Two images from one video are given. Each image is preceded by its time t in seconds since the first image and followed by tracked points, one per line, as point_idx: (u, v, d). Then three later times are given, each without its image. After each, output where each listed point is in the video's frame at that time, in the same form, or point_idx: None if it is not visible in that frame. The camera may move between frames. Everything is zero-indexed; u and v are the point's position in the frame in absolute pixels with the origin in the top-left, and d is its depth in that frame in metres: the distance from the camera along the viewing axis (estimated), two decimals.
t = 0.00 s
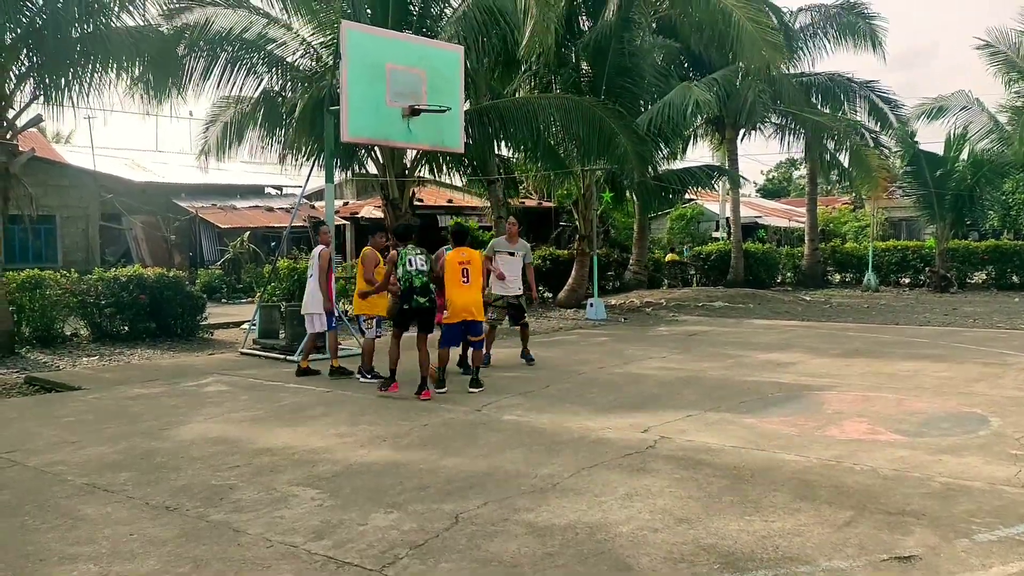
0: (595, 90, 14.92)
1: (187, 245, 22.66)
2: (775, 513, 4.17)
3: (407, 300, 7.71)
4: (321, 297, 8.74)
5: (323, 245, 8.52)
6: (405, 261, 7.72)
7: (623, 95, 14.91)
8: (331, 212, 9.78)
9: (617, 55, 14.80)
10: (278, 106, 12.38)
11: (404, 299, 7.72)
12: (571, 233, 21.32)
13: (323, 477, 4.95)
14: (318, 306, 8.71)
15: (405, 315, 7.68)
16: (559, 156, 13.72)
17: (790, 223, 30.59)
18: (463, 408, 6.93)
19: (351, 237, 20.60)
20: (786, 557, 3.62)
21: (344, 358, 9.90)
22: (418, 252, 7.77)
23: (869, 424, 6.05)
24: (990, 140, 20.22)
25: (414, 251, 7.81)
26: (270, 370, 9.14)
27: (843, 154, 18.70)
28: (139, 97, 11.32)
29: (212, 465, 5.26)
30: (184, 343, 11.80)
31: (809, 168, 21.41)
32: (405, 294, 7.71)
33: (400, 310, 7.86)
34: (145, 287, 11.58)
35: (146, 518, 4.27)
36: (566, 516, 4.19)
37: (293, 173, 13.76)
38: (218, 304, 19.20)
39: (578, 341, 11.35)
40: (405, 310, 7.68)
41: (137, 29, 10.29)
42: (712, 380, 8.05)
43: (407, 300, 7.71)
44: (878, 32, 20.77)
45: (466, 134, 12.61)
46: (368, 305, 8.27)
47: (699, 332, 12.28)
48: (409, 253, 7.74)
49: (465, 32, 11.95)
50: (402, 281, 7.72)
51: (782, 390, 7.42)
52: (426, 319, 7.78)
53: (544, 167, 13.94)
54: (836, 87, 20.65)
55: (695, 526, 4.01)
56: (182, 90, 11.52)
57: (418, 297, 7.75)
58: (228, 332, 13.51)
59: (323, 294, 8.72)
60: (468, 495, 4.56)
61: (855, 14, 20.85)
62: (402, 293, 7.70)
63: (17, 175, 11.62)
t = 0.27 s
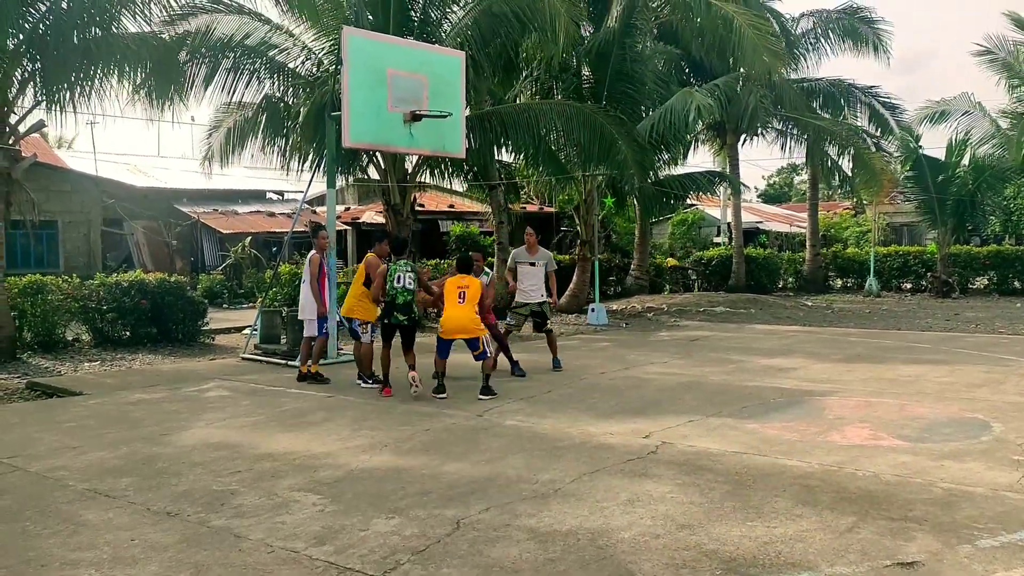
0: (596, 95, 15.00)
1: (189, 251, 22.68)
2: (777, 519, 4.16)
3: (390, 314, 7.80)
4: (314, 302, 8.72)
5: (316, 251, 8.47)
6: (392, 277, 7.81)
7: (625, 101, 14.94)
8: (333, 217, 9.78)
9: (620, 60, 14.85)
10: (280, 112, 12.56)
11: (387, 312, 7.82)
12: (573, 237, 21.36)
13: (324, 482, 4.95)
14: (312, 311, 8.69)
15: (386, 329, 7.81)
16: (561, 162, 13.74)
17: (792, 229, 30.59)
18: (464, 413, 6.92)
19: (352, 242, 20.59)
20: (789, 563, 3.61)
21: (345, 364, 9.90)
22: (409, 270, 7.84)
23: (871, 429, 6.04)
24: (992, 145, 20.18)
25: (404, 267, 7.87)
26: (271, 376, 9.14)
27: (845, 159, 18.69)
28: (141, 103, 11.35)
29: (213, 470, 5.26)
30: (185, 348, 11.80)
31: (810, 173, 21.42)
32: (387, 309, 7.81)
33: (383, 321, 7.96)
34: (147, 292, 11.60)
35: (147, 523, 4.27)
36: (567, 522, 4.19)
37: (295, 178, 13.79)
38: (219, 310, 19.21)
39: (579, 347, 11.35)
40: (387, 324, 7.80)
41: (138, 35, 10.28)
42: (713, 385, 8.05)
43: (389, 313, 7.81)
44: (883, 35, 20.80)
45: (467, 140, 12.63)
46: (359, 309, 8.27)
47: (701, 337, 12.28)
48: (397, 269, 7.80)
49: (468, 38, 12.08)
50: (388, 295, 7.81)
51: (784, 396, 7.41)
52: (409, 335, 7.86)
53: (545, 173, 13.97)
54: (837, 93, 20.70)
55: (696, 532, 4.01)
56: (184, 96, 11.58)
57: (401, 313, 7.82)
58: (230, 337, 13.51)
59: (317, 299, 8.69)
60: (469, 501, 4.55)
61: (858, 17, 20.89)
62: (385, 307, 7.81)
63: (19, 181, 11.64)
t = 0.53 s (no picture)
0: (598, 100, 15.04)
1: (190, 254, 22.69)
2: (778, 523, 4.15)
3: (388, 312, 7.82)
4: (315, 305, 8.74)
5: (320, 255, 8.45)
6: (392, 274, 7.83)
7: (627, 105, 15.01)
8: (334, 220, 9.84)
9: (622, 64, 14.89)
10: (281, 117, 12.60)
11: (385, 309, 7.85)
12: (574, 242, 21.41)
13: (325, 486, 4.95)
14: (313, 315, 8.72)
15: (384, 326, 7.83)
16: (562, 166, 13.75)
17: (793, 233, 30.61)
18: (465, 417, 6.92)
19: (353, 246, 20.61)
20: (790, 567, 3.61)
21: (346, 368, 9.92)
22: (410, 268, 7.86)
23: (872, 433, 6.03)
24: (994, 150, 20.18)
25: (406, 265, 7.89)
26: (272, 379, 9.14)
27: (847, 163, 18.70)
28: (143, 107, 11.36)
29: (215, 474, 5.26)
30: (186, 352, 11.80)
31: (812, 177, 21.42)
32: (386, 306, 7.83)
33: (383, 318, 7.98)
34: (148, 296, 11.63)
35: (148, 527, 4.27)
36: (568, 526, 4.19)
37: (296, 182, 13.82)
38: (220, 313, 19.22)
39: (580, 351, 11.34)
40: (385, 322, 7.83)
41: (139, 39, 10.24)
42: (715, 389, 8.04)
43: (387, 310, 7.83)
44: (886, 40, 20.85)
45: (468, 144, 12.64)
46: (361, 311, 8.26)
47: (702, 341, 12.27)
48: (399, 266, 7.83)
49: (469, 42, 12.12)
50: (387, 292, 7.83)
51: (786, 400, 7.40)
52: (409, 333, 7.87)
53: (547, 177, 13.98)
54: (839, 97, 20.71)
55: (698, 536, 4.00)
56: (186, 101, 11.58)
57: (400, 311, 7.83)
58: (231, 341, 13.51)
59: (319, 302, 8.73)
60: (470, 505, 4.55)
61: (860, 22, 20.94)
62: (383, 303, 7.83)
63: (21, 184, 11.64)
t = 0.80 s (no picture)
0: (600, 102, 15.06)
1: (191, 256, 22.70)
2: (780, 526, 4.16)
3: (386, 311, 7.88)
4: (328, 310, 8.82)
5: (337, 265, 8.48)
6: (391, 273, 7.91)
7: (628, 107, 15.06)
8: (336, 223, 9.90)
9: (623, 66, 14.95)
10: (283, 120, 12.60)
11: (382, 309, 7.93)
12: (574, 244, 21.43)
13: (326, 489, 4.95)
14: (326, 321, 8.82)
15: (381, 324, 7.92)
16: (564, 169, 13.76)
17: (794, 236, 30.61)
18: (466, 420, 6.92)
19: (354, 248, 20.63)
20: (791, 570, 3.61)
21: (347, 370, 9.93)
22: (409, 268, 7.89)
23: (873, 436, 6.03)
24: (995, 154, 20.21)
25: (406, 266, 7.93)
26: (273, 382, 9.14)
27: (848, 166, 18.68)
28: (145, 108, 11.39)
29: (216, 476, 5.26)
30: (187, 354, 11.80)
31: (813, 180, 21.42)
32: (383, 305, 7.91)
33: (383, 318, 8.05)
34: (150, 298, 11.63)
35: (150, 529, 4.27)
36: (570, 528, 4.19)
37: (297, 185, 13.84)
38: (221, 316, 19.23)
39: (581, 353, 11.35)
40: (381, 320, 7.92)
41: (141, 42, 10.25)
42: (716, 392, 8.04)
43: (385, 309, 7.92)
44: (888, 43, 20.84)
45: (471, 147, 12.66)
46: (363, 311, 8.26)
47: (703, 344, 12.27)
48: (397, 266, 7.89)
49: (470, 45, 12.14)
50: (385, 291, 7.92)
51: (787, 403, 7.40)
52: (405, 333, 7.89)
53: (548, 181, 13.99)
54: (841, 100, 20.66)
55: (699, 539, 4.00)
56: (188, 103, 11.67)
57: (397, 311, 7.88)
58: (231, 343, 13.52)
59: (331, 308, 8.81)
60: (471, 507, 4.55)
61: (862, 25, 20.92)
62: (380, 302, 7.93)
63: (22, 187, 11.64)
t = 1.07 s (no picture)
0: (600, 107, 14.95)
1: (190, 259, 22.69)
2: (779, 531, 4.15)
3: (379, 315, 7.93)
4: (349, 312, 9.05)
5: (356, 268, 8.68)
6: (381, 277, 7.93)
7: (628, 112, 15.06)
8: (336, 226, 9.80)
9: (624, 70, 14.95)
10: (282, 122, 12.47)
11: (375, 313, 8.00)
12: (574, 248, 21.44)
13: (325, 493, 4.94)
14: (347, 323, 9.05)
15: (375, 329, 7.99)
16: (564, 173, 13.78)
17: (794, 239, 30.62)
18: (466, 424, 6.91)
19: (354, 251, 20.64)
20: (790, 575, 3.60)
21: (346, 374, 9.91)
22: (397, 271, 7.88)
23: (873, 441, 6.03)
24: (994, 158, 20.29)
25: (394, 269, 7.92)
26: (272, 385, 9.14)
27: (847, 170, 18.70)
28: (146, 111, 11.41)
29: (214, 480, 5.25)
30: (186, 357, 11.78)
31: (812, 184, 21.44)
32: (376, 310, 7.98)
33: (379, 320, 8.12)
34: (149, 302, 11.62)
35: (148, 533, 4.26)
36: (569, 532, 4.18)
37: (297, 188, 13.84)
38: (221, 319, 19.22)
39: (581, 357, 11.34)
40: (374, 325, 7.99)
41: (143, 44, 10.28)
42: (716, 396, 8.03)
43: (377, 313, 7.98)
44: (888, 47, 20.85)
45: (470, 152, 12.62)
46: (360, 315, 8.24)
47: (702, 348, 12.26)
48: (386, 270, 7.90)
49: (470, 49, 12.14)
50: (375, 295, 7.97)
51: (787, 407, 7.39)
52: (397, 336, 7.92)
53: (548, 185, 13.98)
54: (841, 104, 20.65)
55: (698, 544, 4.00)
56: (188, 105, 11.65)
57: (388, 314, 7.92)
58: (231, 346, 13.51)
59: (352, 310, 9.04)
60: (470, 511, 4.54)
61: (862, 29, 20.94)
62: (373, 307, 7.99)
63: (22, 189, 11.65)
